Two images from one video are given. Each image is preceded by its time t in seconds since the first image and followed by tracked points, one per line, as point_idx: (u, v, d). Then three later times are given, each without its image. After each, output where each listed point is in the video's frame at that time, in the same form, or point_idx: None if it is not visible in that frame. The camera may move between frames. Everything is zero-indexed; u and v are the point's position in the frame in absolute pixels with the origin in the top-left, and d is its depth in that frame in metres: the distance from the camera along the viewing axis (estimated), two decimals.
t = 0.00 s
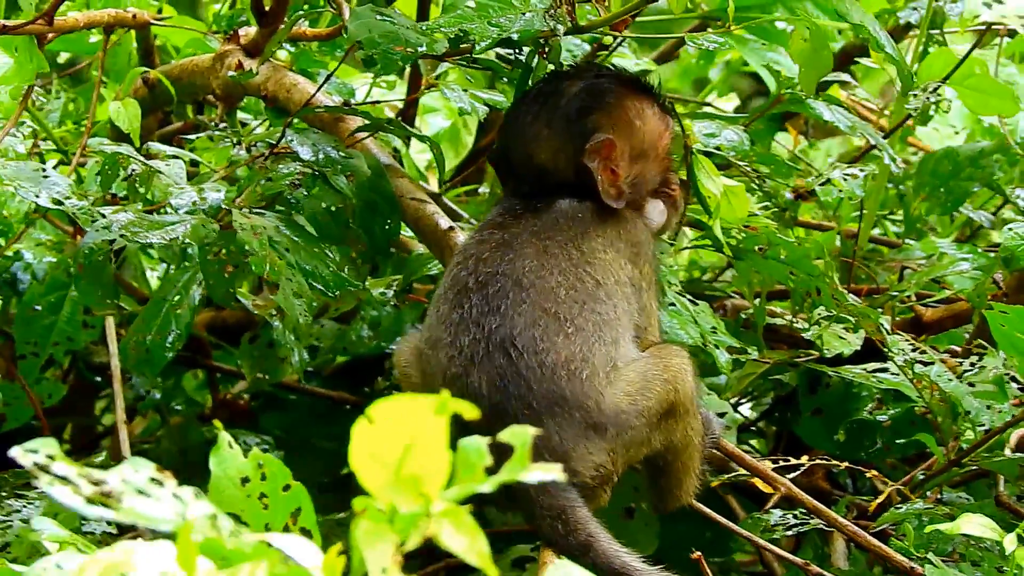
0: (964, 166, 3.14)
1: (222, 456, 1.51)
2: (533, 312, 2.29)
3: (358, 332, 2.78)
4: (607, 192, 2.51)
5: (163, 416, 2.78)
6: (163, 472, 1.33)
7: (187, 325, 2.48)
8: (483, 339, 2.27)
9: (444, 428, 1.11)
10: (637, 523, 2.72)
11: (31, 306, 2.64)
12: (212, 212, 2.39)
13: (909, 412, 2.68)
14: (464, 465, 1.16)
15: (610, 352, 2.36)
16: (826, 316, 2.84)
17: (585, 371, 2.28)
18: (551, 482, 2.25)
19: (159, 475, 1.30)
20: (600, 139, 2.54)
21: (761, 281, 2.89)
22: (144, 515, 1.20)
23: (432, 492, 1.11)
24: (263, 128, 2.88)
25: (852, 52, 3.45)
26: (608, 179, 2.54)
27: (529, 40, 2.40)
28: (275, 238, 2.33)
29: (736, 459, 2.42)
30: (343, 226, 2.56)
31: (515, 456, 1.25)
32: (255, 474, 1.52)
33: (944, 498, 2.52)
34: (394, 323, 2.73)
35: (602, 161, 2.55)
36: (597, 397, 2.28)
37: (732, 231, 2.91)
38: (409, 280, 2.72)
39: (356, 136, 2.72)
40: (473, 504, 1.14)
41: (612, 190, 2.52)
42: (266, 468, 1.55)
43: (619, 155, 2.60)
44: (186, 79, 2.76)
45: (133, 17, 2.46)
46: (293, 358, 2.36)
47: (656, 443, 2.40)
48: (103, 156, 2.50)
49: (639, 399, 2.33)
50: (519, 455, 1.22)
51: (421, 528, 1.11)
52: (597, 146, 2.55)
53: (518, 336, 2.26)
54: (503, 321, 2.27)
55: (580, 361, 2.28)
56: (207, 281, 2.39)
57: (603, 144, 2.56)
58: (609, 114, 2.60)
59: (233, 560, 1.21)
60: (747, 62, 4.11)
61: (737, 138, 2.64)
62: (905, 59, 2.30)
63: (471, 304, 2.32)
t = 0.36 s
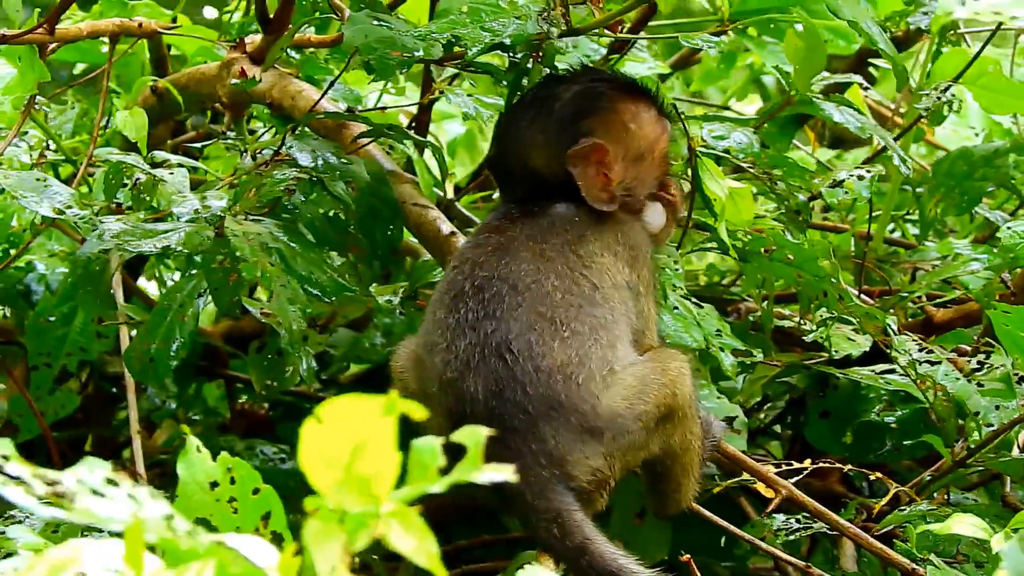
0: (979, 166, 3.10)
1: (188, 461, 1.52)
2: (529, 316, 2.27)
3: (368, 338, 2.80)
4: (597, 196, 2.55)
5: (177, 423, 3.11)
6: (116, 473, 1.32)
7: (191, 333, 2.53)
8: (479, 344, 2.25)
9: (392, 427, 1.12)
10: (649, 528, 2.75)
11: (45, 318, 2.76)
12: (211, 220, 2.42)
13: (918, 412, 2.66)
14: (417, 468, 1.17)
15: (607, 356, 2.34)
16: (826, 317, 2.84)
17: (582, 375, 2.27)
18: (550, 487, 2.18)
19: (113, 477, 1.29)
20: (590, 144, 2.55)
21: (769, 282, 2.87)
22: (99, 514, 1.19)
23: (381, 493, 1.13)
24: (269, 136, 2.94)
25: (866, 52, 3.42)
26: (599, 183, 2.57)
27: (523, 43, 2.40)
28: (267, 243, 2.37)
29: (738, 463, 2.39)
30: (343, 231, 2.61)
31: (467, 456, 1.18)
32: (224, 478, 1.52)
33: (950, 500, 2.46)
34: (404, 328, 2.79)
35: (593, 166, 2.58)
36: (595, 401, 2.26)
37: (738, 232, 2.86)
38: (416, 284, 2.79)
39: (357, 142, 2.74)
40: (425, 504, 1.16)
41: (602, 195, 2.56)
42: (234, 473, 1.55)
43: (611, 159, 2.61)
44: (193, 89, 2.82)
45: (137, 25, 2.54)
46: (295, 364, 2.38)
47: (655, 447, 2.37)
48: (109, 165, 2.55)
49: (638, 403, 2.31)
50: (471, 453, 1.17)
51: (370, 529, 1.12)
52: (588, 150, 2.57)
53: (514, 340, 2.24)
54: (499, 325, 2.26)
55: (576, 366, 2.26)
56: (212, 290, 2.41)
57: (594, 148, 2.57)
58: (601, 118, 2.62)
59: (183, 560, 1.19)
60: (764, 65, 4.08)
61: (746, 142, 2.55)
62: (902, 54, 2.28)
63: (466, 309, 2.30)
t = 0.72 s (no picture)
0: (986, 161, 3.05)
1: (147, 450, 1.41)
2: (510, 311, 2.26)
3: (367, 339, 2.80)
4: (562, 191, 2.55)
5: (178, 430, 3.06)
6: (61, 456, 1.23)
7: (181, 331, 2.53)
8: (459, 340, 2.24)
9: (330, 402, 1.01)
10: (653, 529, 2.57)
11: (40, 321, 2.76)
12: (199, 218, 2.39)
13: (918, 407, 2.61)
14: (361, 442, 1.08)
15: (590, 349, 2.32)
16: (822, 311, 2.80)
17: (565, 369, 2.25)
18: (534, 481, 2.17)
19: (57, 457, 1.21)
20: (557, 138, 2.56)
21: (767, 278, 2.83)
22: (35, 493, 1.10)
23: (320, 468, 1.04)
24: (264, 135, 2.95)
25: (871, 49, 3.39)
26: (564, 177, 2.57)
27: (511, 33, 2.38)
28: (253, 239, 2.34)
29: (729, 457, 2.36)
30: (332, 230, 2.55)
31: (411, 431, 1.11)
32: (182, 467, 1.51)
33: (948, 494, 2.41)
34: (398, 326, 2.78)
35: (562, 161, 2.58)
36: (579, 394, 2.24)
37: (735, 228, 2.82)
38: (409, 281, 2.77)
39: (349, 137, 2.73)
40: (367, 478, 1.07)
41: (566, 189, 2.56)
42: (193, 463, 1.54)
43: (585, 154, 2.61)
44: (186, 88, 2.85)
45: (129, 22, 2.55)
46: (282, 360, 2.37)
47: (642, 440, 2.35)
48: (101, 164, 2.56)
49: (623, 395, 2.28)
50: (416, 427, 1.08)
51: (309, 506, 1.05)
52: (556, 144, 2.57)
53: (494, 335, 2.23)
54: (478, 321, 2.24)
55: (558, 360, 2.24)
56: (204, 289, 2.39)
57: (563, 143, 2.58)
58: (582, 113, 2.61)
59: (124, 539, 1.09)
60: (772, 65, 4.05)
61: (745, 136, 2.61)
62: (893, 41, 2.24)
63: (447, 305, 2.29)
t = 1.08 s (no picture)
0: (997, 154, 2.95)
1: (98, 443, 1.26)
2: (497, 302, 2.21)
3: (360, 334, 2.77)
4: (568, 178, 2.49)
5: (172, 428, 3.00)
6: None
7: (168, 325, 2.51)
8: (445, 332, 2.20)
9: (240, 388, 0.99)
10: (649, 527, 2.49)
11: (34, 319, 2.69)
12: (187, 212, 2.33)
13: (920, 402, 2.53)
14: (281, 431, 1.07)
15: (578, 342, 2.26)
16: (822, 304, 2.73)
17: (553, 363, 2.18)
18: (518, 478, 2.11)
19: None
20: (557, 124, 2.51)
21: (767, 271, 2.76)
22: None
23: (232, 458, 1.03)
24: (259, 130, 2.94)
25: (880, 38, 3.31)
26: (569, 164, 2.51)
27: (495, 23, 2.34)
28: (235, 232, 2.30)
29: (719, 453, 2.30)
30: (318, 221, 2.53)
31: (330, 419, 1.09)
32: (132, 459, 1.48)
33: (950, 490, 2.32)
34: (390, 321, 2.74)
35: (564, 147, 2.53)
36: (566, 388, 2.17)
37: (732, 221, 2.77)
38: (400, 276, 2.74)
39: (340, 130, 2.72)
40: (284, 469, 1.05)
41: (573, 176, 2.50)
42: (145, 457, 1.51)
43: (586, 140, 2.55)
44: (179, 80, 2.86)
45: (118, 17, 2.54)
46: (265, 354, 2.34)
47: (630, 436, 2.30)
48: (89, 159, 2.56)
49: (610, 390, 2.22)
50: (335, 417, 1.08)
51: (221, 496, 1.02)
52: (556, 131, 2.52)
53: (480, 327, 2.18)
54: (465, 312, 2.20)
55: (546, 353, 2.18)
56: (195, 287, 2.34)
57: (564, 130, 2.53)
58: (577, 99, 2.57)
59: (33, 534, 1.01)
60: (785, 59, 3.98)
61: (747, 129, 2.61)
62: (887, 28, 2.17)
63: (433, 296, 2.25)
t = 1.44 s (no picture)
0: (1016, 163, 2.88)
1: (67, 454, 1.04)
2: (490, 313, 2.17)
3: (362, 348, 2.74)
4: (559, 183, 2.47)
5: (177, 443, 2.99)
6: None
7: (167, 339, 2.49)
8: (438, 345, 2.17)
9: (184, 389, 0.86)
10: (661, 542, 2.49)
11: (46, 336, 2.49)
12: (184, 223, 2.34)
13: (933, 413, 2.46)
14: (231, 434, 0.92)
15: (574, 353, 2.22)
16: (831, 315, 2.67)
17: (546, 374, 2.15)
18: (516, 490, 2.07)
19: None
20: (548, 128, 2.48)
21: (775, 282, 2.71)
22: None
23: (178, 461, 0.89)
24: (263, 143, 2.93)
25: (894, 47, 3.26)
26: (559, 169, 2.48)
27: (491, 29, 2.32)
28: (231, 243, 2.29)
29: (722, 465, 2.24)
30: (316, 233, 2.51)
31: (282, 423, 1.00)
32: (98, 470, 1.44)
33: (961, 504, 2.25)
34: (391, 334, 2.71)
35: (554, 152, 2.50)
36: (561, 400, 2.13)
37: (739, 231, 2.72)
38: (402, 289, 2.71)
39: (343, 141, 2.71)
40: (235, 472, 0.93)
41: (563, 181, 2.47)
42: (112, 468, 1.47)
43: (576, 145, 2.53)
44: (185, 93, 2.86)
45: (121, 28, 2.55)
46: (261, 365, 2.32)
47: (630, 450, 2.25)
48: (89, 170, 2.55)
49: (608, 403, 2.17)
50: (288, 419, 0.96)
51: (166, 504, 0.89)
52: (546, 135, 2.49)
53: (474, 339, 2.15)
54: (457, 324, 2.17)
55: (540, 364, 2.15)
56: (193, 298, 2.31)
57: (556, 134, 2.50)
58: (567, 104, 2.54)
59: None
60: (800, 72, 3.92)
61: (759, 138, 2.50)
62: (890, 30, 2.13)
63: (426, 309, 2.22)
